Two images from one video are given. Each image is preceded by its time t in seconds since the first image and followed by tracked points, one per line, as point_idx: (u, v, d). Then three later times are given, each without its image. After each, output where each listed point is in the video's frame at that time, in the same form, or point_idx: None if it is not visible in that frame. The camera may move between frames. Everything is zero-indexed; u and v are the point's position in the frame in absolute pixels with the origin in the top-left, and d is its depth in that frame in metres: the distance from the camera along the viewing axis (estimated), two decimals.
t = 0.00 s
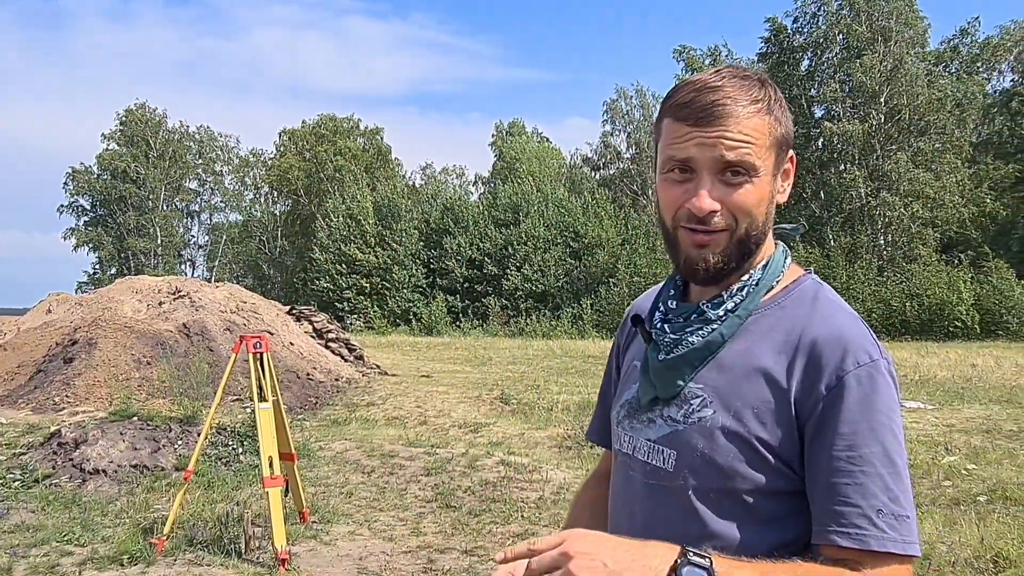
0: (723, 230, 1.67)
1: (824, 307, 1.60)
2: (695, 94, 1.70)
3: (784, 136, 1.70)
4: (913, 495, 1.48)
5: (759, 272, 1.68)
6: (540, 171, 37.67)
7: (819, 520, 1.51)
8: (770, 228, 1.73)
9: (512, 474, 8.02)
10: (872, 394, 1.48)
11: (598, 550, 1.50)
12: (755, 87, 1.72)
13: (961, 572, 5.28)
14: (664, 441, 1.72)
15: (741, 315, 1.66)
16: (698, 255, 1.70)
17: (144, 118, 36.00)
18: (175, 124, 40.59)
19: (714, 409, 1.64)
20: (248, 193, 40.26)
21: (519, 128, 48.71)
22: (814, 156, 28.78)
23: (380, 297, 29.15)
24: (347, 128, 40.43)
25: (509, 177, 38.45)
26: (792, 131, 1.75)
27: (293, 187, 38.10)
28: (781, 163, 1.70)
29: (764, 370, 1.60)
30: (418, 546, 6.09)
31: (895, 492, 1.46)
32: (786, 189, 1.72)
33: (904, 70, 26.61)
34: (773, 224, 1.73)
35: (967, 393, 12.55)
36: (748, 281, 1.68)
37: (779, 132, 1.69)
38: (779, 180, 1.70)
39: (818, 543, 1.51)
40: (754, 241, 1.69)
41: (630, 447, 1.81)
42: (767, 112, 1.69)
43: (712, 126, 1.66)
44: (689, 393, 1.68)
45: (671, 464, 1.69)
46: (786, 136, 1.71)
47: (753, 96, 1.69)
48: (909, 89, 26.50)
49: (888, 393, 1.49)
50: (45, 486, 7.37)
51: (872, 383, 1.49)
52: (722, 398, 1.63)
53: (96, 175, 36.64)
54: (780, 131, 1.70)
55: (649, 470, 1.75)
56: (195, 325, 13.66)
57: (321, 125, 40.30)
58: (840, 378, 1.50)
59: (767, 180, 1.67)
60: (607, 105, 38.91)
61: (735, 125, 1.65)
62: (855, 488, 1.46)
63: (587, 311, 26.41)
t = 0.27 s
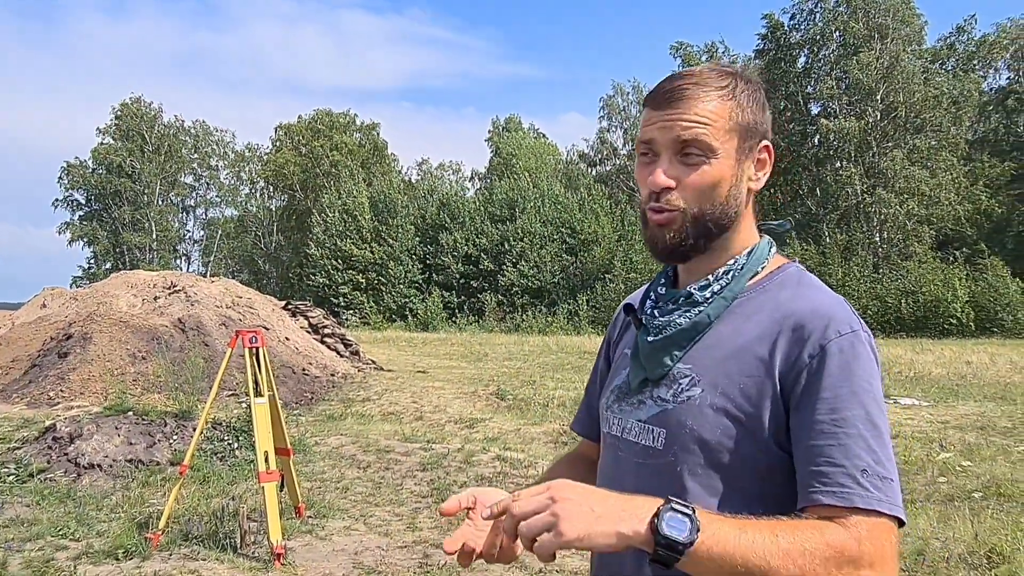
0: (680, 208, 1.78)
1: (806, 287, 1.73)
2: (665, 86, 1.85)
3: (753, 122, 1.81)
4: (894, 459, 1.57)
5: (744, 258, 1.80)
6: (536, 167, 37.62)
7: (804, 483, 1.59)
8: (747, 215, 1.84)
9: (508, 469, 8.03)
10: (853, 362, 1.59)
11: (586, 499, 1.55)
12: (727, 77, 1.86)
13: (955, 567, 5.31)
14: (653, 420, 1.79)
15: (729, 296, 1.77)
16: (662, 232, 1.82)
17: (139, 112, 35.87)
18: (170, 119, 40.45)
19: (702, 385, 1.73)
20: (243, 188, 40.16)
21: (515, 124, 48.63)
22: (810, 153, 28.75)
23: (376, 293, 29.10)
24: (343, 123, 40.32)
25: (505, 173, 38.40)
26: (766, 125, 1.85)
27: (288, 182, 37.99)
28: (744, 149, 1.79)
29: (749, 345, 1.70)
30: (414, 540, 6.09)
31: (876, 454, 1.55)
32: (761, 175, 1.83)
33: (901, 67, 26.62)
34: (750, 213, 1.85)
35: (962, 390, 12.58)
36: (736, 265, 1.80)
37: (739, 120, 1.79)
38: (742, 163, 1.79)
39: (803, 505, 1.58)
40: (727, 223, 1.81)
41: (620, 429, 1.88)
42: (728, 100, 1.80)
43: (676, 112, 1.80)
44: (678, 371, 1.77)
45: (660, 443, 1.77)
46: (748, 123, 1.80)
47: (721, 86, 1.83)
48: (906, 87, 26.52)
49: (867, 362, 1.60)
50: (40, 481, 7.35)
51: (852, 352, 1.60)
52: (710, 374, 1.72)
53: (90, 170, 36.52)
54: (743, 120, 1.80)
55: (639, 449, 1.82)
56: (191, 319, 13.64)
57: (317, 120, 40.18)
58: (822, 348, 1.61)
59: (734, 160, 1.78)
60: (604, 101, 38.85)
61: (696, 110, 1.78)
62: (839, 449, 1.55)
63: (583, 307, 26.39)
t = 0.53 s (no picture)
0: (639, 204, 1.83)
1: (773, 274, 1.71)
2: (614, 97, 1.92)
3: (696, 113, 1.85)
4: (852, 446, 1.57)
5: (714, 249, 1.80)
6: (534, 162, 37.61)
7: (763, 471, 1.60)
8: (712, 202, 1.86)
9: (505, 464, 8.04)
10: (809, 350, 1.58)
11: (564, 508, 1.69)
12: (668, 77, 1.90)
13: (951, 562, 5.32)
14: (628, 408, 1.78)
15: (698, 286, 1.76)
16: (626, 230, 1.87)
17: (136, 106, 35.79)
18: (167, 113, 40.36)
19: (671, 373, 1.72)
20: (240, 182, 40.12)
21: (513, 118, 48.57)
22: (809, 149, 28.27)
23: (373, 288, 29.09)
24: (341, 117, 40.24)
25: (503, 168, 38.35)
26: (714, 115, 1.88)
27: (286, 176, 37.91)
28: (691, 139, 1.83)
29: (713, 334, 1.70)
30: (412, 535, 6.10)
31: (830, 442, 1.55)
32: (716, 163, 1.85)
33: (898, 62, 26.62)
34: (716, 200, 1.87)
35: (959, 385, 12.61)
36: (706, 256, 1.80)
37: (681, 111, 1.83)
38: (692, 152, 1.82)
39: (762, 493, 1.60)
40: (689, 213, 1.83)
41: (602, 417, 1.86)
42: (668, 96, 1.85)
43: (622, 114, 1.86)
44: (651, 360, 1.76)
45: (633, 430, 1.77)
46: (691, 113, 1.84)
47: (660, 85, 1.88)
48: (904, 82, 26.55)
49: (826, 349, 1.59)
50: (37, 475, 7.35)
51: (809, 340, 1.59)
52: (680, 363, 1.71)
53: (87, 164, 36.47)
54: (685, 111, 1.85)
55: (616, 435, 1.81)
56: (188, 313, 13.62)
57: (314, 114, 40.10)
58: (780, 337, 1.61)
59: (683, 153, 1.81)
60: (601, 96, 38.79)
61: (640, 110, 1.84)
62: (791, 437, 1.56)
63: (580, 301, 26.40)
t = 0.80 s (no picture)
0: (615, 198, 1.90)
1: (747, 262, 1.78)
2: (594, 99, 1.99)
3: (668, 112, 1.89)
4: (820, 422, 1.63)
5: (692, 240, 1.86)
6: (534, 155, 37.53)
7: (738, 449, 1.66)
8: (687, 196, 1.91)
9: (506, 457, 8.05)
10: (777, 332, 1.64)
11: (565, 479, 1.78)
12: (645, 78, 1.95)
13: (951, 554, 5.34)
14: (615, 394, 1.84)
15: (677, 276, 1.82)
16: (605, 223, 1.94)
17: (136, 99, 35.70)
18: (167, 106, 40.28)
19: (651, 359, 1.78)
20: (240, 175, 40.08)
21: (514, 112, 48.47)
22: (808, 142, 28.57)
23: (373, 281, 29.07)
24: (341, 111, 40.15)
25: (503, 161, 38.28)
26: (691, 112, 1.93)
27: (286, 170, 37.83)
28: (665, 135, 1.88)
29: (690, 320, 1.76)
30: (413, 528, 6.11)
31: (799, 417, 1.61)
32: (690, 157, 1.89)
33: (900, 56, 26.54)
34: (692, 194, 1.91)
35: (959, 379, 12.60)
36: (683, 247, 1.86)
37: (654, 109, 1.89)
38: (665, 148, 1.87)
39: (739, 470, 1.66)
40: (663, 207, 1.89)
41: (590, 404, 1.92)
42: (642, 95, 1.91)
43: (598, 114, 1.93)
44: (634, 348, 1.82)
45: (618, 415, 1.83)
46: (664, 110, 1.89)
47: (637, 84, 1.93)
48: (905, 76, 26.49)
49: (793, 330, 1.65)
50: (38, 467, 7.36)
51: (777, 322, 1.66)
52: (660, 349, 1.78)
53: (87, 157, 36.42)
54: (660, 108, 1.90)
55: (602, 421, 1.87)
56: (188, 307, 13.62)
57: (314, 108, 40.02)
58: (749, 321, 1.67)
59: (654, 150, 1.87)
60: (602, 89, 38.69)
61: (614, 110, 1.90)
62: (761, 415, 1.62)
63: (581, 295, 26.36)
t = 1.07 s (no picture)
0: (595, 204, 1.90)
1: (727, 258, 1.78)
2: (578, 102, 1.97)
3: (648, 117, 1.87)
4: (798, 413, 1.64)
5: (674, 238, 1.87)
6: (535, 149, 37.52)
7: (718, 438, 1.68)
8: (668, 197, 1.90)
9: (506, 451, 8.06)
10: (755, 328, 1.65)
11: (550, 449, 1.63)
12: (627, 80, 1.93)
13: (950, 549, 5.34)
14: (602, 389, 1.86)
15: (660, 273, 1.83)
16: (589, 226, 1.95)
17: (137, 92, 35.66)
18: (168, 99, 40.24)
19: (635, 355, 1.79)
20: (241, 169, 40.09)
21: (514, 107, 48.44)
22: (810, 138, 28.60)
23: (374, 275, 29.08)
24: (341, 105, 40.10)
25: (504, 155, 38.27)
26: (674, 115, 1.90)
27: (287, 163, 37.80)
28: (646, 139, 1.86)
29: (672, 317, 1.77)
30: (412, 521, 6.12)
31: (777, 409, 1.62)
32: (669, 161, 1.88)
33: (902, 51, 26.51)
34: (673, 195, 1.91)
35: (959, 375, 12.64)
36: (667, 245, 1.86)
37: (635, 115, 1.87)
38: (646, 155, 1.86)
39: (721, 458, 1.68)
40: (644, 209, 1.89)
41: (578, 398, 1.95)
42: (621, 100, 1.89)
43: (579, 120, 1.92)
44: (619, 344, 1.84)
45: (605, 408, 1.84)
46: (646, 117, 1.87)
47: (617, 89, 1.91)
48: (906, 71, 26.47)
49: (771, 325, 1.66)
50: (39, 460, 7.37)
51: (756, 317, 1.66)
52: (645, 345, 1.79)
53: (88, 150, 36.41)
54: (639, 114, 1.87)
55: (591, 413, 1.89)
56: (189, 300, 13.63)
57: (315, 102, 39.94)
58: (729, 317, 1.68)
59: (633, 156, 1.86)
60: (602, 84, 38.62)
61: (595, 116, 1.88)
62: (741, 406, 1.63)
63: (581, 290, 26.36)
